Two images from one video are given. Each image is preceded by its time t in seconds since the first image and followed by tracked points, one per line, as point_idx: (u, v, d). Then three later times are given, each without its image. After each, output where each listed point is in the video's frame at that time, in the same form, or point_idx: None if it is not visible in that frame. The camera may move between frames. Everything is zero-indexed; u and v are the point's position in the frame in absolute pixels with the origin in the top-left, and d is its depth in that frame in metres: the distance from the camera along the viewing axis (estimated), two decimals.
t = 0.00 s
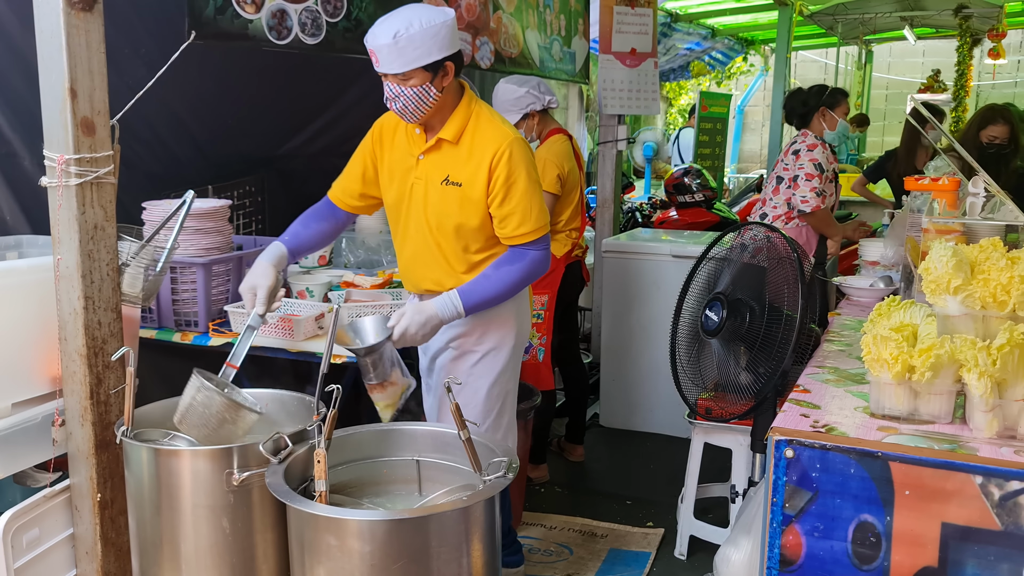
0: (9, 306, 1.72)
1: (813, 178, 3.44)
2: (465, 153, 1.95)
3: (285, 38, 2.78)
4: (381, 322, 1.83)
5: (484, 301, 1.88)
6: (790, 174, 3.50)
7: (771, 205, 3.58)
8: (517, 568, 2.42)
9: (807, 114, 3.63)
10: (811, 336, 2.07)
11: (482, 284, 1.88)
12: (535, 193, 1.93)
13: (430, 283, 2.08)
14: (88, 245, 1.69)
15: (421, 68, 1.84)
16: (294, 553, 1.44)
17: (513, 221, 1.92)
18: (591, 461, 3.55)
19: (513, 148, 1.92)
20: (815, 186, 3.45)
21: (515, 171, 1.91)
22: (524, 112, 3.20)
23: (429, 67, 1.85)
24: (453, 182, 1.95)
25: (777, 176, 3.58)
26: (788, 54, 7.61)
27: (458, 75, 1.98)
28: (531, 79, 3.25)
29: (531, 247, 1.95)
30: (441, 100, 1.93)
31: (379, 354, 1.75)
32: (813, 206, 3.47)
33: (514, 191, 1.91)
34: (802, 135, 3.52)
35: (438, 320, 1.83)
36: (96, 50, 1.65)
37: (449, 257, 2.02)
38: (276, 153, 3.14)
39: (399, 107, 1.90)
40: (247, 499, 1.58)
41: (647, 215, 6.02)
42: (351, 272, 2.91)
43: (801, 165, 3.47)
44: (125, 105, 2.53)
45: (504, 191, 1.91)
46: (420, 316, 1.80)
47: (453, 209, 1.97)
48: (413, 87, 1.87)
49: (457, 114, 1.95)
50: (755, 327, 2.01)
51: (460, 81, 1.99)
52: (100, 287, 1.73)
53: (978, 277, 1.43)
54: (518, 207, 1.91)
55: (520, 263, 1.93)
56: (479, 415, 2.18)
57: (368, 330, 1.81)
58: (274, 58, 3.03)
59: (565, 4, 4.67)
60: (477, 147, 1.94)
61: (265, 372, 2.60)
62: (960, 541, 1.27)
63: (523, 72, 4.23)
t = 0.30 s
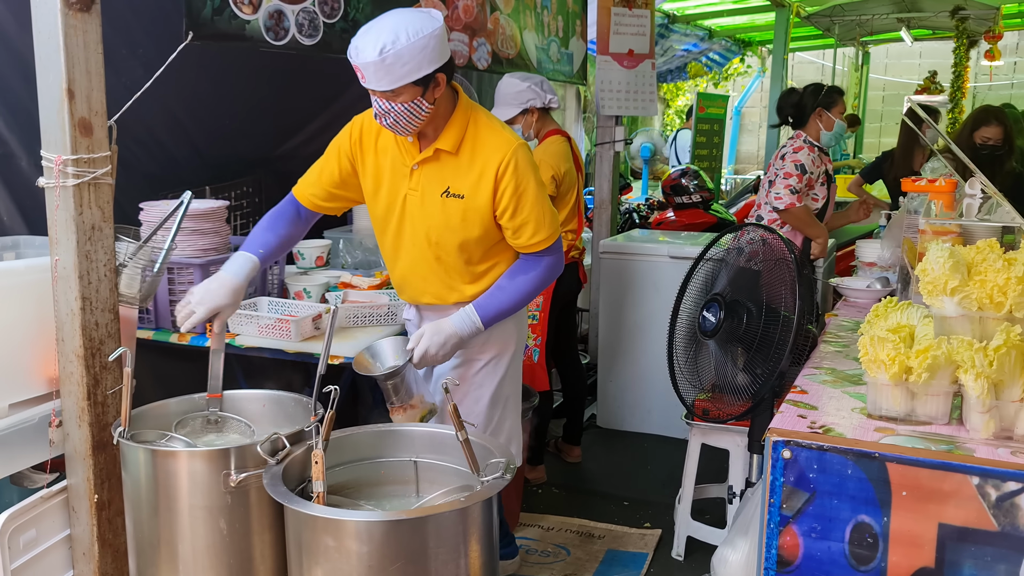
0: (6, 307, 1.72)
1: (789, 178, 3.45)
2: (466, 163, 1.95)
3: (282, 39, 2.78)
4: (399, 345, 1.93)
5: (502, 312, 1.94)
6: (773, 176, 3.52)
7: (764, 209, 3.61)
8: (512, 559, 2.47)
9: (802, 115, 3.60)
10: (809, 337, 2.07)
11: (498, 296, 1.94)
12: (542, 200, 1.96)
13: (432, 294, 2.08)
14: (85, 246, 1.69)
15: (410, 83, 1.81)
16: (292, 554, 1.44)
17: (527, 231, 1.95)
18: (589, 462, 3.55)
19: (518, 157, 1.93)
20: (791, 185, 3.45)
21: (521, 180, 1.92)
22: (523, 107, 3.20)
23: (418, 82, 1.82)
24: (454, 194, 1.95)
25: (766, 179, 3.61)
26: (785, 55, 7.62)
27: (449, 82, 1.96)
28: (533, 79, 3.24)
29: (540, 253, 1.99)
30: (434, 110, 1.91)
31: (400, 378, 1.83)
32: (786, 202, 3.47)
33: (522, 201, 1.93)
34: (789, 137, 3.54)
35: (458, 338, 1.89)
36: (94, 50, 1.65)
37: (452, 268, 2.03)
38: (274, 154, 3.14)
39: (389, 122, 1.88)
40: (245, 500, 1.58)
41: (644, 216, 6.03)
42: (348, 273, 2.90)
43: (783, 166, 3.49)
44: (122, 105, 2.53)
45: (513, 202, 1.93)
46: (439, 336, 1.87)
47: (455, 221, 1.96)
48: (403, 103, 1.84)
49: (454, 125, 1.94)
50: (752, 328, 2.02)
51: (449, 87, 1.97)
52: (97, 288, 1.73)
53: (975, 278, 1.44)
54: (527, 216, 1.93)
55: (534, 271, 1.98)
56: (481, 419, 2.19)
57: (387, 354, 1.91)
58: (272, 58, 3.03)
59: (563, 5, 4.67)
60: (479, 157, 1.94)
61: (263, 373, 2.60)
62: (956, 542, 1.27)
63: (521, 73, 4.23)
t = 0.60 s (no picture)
0: (4, 308, 1.72)
1: (777, 186, 3.38)
2: (464, 167, 1.95)
3: (279, 40, 2.78)
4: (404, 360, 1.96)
5: (504, 317, 1.94)
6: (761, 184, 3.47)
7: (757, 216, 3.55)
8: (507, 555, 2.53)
9: (790, 112, 3.50)
10: (806, 339, 2.08)
11: (500, 301, 1.95)
12: (541, 203, 1.97)
13: (431, 300, 2.08)
14: (83, 247, 1.69)
15: (406, 89, 1.80)
16: (290, 555, 1.44)
17: (528, 234, 1.96)
18: (587, 463, 3.55)
19: (517, 160, 1.93)
20: (778, 194, 3.39)
21: (520, 184, 1.93)
22: (521, 104, 3.21)
23: (414, 87, 1.81)
24: (453, 200, 1.95)
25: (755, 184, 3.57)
26: (784, 57, 7.63)
27: (443, 88, 1.96)
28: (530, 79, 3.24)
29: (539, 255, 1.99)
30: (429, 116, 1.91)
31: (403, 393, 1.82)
32: (775, 213, 3.39)
33: (520, 203, 1.93)
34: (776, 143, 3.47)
35: (463, 348, 1.87)
36: (93, 52, 1.65)
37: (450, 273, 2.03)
38: (272, 156, 3.14)
39: (384, 129, 1.88)
40: (243, 501, 1.58)
41: (642, 217, 6.03)
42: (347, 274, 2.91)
43: (770, 174, 3.43)
44: (121, 106, 2.53)
45: (513, 205, 1.93)
46: (445, 348, 1.84)
47: (455, 226, 1.97)
48: (398, 109, 1.84)
49: (451, 131, 1.94)
50: (750, 330, 2.02)
51: (444, 93, 1.97)
52: (95, 289, 1.73)
53: (971, 280, 1.44)
54: (527, 220, 1.94)
55: (535, 274, 2.00)
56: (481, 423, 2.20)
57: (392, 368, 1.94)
58: (270, 60, 3.03)
59: (562, 6, 4.68)
60: (477, 161, 1.94)
61: (261, 374, 2.60)
62: (953, 543, 1.27)
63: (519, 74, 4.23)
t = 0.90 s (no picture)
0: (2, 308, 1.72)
1: (768, 195, 3.35)
2: (460, 161, 1.96)
3: (273, 41, 2.79)
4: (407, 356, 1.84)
5: (502, 311, 1.94)
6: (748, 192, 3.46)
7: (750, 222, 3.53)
8: (507, 559, 2.46)
9: (779, 109, 3.50)
10: (802, 339, 2.08)
11: (498, 295, 1.95)
12: (536, 197, 1.97)
13: (430, 293, 2.08)
14: (80, 248, 1.69)
15: (407, 78, 1.80)
16: (286, 554, 1.44)
17: (522, 227, 1.96)
18: (584, 463, 3.55)
19: (511, 154, 1.93)
20: (770, 204, 3.36)
21: (515, 177, 1.92)
22: (515, 103, 3.24)
23: (414, 77, 1.82)
24: (450, 192, 1.96)
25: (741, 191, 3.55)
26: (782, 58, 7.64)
27: (440, 82, 1.96)
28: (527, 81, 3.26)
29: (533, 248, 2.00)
30: (429, 109, 1.92)
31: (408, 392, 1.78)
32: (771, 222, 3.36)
33: (514, 196, 1.93)
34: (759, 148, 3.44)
35: (464, 341, 1.87)
36: (90, 52, 1.65)
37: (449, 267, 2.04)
38: (269, 156, 3.14)
39: (385, 121, 1.87)
40: (240, 502, 1.58)
41: (641, 217, 6.03)
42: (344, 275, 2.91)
43: (758, 182, 3.40)
44: (118, 107, 2.53)
45: (508, 198, 1.93)
46: (448, 342, 1.83)
47: (452, 218, 1.97)
48: (399, 100, 1.84)
49: (448, 123, 1.94)
50: (746, 330, 2.03)
51: (444, 86, 1.98)
52: (93, 290, 1.73)
53: (967, 279, 1.44)
54: (521, 214, 1.95)
55: (531, 268, 1.99)
56: (479, 424, 2.20)
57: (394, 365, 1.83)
58: (267, 61, 3.02)
59: (559, 7, 4.68)
60: (473, 155, 1.94)
61: (259, 374, 2.60)
62: (948, 543, 1.28)
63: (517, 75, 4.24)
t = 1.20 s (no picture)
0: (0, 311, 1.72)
1: (786, 206, 3.30)
2: (462, 157, 1.97)
3: (271, 43, 2.80)
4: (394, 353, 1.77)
5: (490, 308, 1.91)
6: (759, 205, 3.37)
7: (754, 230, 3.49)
8: (510, 571, 2.42)
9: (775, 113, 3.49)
10: (800, 341, 2.08)
11: (486, 292, 1.92)
12: (532, 191, 1.98)
13: (433, 287, 2.08)
14: (79, 250, 1.69)
15: (419, 74, 1.83)
16: (285, 556, 1.44)
17: (512, 218, 1.96)
18: (583, 464, 3.56)
19: (510, 148, 1.97)
20: (792, 212, 3.30)
21: (514, 170, 1.96)
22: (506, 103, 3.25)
23: (425, 74, 1.84)
24: (453, 185, 1.97)
25: (739, 201, 3.49)
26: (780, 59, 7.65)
27: (447, 84, 1.98)
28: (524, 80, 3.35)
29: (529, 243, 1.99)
30: (436, 106, 1.94)
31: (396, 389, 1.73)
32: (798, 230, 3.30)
33: (513, 189, 1.95)
34: (753, 154, 3.39)
35: (451, 338, 1.83)
36: (88, 55, 1.65)
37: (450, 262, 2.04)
38: (268, 158, 3.14)
39: (396, 115, 1.90)
40: (238, 504, 1.58)
41: (640, 218, 6.04)
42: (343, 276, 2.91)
43: (767, 191, 3.34)
44: (116, 109, 2.53)
45: (504, 189, 1.96)
46: (434, 338, 1.78)
47: (455, 212, 1.98)
48: (410, 95, 1.86)
49: (452, 120, 1.96)
50: (745, 331, 2.03)
51: (450, 86, 2.00)
52: (91, 292, 1.73)
53: (963, 281, 1.44)
54: (516, 204, 1.95)
55: (517, 266, 1.96)
56: (482, 423, 2.21)
57: (382, 363, 1.74)
58: (266, 63, 3.03)
59: (558, 8, 4.69)
60: (474, 150, 1.96)
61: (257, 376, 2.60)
62: (945, 544, 1.28)
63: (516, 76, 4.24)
